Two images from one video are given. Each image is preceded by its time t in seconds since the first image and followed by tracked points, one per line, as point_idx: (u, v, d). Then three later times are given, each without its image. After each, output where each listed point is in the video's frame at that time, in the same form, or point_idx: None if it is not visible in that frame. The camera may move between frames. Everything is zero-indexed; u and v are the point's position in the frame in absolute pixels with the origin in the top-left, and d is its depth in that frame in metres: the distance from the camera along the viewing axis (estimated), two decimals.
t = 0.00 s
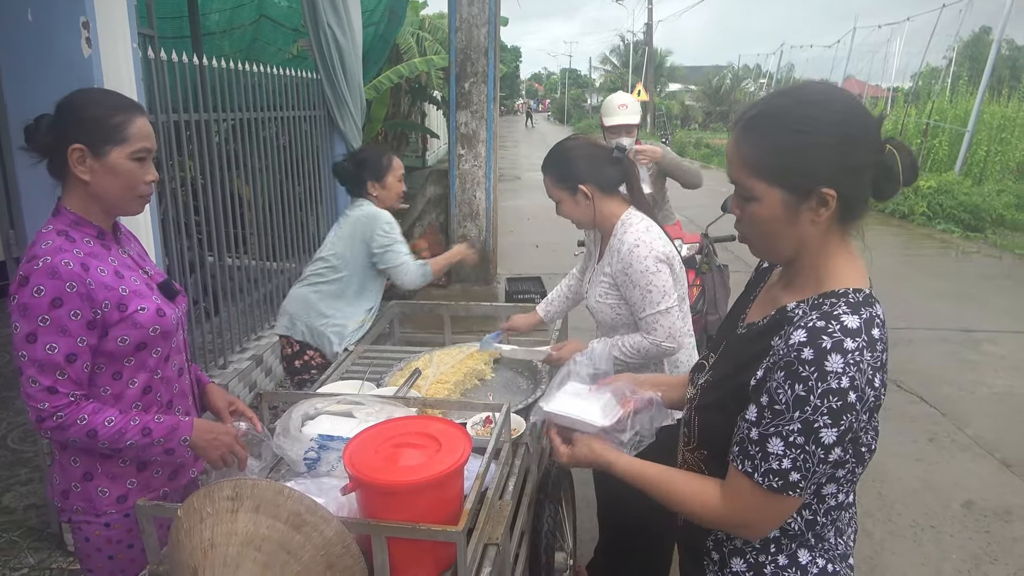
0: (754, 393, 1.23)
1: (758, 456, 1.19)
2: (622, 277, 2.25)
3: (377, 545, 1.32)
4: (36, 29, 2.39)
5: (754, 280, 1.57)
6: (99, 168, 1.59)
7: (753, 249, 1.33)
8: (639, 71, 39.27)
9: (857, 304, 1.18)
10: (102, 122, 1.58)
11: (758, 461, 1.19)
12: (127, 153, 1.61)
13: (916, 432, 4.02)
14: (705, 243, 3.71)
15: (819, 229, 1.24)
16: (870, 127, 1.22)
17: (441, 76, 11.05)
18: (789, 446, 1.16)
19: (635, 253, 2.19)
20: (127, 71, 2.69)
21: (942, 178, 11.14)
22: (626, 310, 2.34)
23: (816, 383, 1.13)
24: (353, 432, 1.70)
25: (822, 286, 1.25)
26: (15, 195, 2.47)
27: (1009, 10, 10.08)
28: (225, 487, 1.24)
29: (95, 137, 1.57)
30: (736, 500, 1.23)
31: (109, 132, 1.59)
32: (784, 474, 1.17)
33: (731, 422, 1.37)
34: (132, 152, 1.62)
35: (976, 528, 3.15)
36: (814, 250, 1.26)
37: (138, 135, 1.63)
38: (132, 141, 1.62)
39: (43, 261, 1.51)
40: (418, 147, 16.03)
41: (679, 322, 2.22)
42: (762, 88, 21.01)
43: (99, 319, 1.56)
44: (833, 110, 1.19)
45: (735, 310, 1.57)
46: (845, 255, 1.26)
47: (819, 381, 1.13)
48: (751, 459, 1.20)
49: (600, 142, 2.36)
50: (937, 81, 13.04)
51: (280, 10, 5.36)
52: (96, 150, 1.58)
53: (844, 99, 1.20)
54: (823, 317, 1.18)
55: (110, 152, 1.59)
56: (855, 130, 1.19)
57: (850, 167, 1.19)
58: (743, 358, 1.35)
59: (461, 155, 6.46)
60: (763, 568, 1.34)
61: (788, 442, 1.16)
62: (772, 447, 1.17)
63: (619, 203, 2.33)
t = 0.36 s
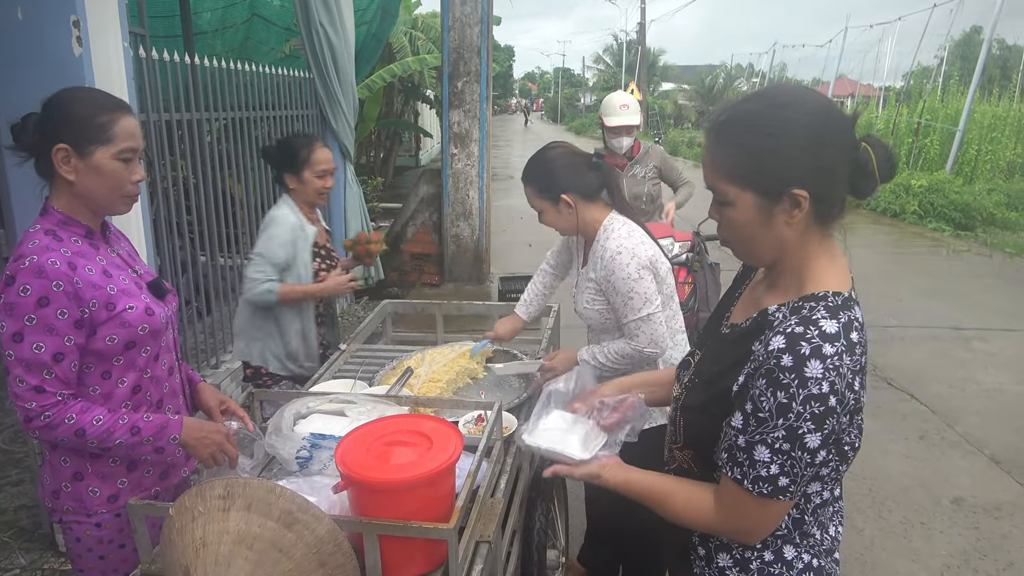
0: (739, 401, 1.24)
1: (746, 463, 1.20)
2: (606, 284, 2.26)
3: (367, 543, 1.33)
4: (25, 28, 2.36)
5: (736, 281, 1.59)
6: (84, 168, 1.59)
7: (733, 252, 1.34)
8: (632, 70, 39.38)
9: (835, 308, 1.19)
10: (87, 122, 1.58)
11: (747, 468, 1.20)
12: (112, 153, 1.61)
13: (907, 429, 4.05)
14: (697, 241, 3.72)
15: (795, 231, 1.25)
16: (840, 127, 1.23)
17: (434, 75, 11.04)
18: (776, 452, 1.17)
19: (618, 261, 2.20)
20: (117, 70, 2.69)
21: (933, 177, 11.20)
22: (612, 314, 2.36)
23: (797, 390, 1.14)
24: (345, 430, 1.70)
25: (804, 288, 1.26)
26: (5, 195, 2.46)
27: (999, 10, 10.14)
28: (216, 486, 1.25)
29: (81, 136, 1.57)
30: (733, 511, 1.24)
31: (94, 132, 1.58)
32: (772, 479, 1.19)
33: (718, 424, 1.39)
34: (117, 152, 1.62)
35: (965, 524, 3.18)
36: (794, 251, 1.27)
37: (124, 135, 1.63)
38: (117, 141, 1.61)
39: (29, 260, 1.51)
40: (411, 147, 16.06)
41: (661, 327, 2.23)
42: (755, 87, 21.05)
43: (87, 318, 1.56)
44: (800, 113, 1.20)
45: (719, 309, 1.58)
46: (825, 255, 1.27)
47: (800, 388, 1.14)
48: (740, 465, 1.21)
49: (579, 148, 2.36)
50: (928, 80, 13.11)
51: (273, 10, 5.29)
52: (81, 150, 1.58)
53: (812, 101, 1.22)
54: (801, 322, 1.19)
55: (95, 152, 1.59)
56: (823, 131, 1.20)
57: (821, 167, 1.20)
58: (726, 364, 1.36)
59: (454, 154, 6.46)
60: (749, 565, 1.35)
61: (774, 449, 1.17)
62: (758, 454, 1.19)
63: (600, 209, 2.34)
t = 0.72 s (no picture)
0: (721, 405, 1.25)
1: (726, 468, 1.21)
2: (605, 285, 2.28)
3: (364, 543, 1.33)
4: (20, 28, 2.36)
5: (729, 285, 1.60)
6: (80, 167, 1.59)
7: (717, 253, 1.36)
8: (628, 71, 39.44)
9: (817, 313, 1.19)
10: (82, 122, 1.58)
11: (727, 472, 1.21)
12: (108, 153, 1.61)
13: (902, 428, 4.06)
14: (693, 241, 3.73)
15: (775, 232, 1.26)
16: (817, 129, 1.24)
17: (429, 75, 11.04)
18: (755, 458, 1.18)
19: (620, 263, 2.22)
20: (112, 70, 2.68)
21: (927, 176, 11.25)
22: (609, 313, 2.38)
23: (776, 395, 1.14)
24: (342, 431, 1.71)
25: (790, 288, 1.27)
26: None
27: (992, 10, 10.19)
28: (213, 487, 1.25)
29: (74, 136, 1.57)
30: (716, 511, 1.26)
31: (89, 132, 1.58)
32: (752, 484, 1.19)
33: (702, 425, 1.39)
34: (113, 152, 1.62)
35: (959, 522, 3.20)
36: (775, 252, 1.28)
37: (119, 135, 1.63)
38: (112, 141, 1.61)
39: (22, 262, 1.50)
40: (406, 147, 16.05)
41: (659, 324, 2.27)
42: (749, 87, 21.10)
43: (80, 320, 1.56)
44: (774, 115, 1.21)
45: (712, 309, 1.59)
46: (808, 256, 1.28)
47: (779, 394, 1.14)
48: (720, 470, 1.22)
49: (563, 152, 2.36)
50: (922, 81, 13.16)
51: (268, 10, 5.28)
52: (76, 149, 1.58)
53: (788, 103, 1.23)
54: (781, 327, 1.19)
55: (90, 152, 1.59)
56: (798, 134, 1.22)
57: (797, 170, 1.22)
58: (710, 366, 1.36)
59: (449, 154, 6.46)
60: (730, 566, 1.36)
61: (753, 454, 1.18)
62: (738, 460, 1.19)
63: (589, 211, 2.33)
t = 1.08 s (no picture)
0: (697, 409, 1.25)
1: (699, 473, 1.21)
2: (606, 281, 2.28)
3: (360, 545, 1.32)
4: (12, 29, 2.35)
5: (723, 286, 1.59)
6: (74, 168, 1.58)
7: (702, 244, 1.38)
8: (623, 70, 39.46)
9: (793, 318, 1.19)
10: (74, 123, 1.57)
11: (700, 478, 1.22)
12: (102, 153, 1.60)
13: (897, 426, 4.07)
14: (688, 239, 3.74)
15: (753, 227, 1.27)
16: (814, 130, 1.23)
17: (424, 75, 11.02)
18: (726, 463, 1.18)
19: (622, 261, 2.22)
20: (105, 71, 2.67)
21: (922, 174, 11.28)
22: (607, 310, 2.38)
23: (746, 400, 1.15)
24: (337, 432, 1.71)
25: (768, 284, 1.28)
26: None
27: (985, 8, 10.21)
28: (208, 488, 1.24)
29: (67, 136, 1.56)
30: (690, 519, 1.26)
31: (81, 132, 1.57)
32: (724, 491, 1.19)
33: (681, 428, 1.39)
34: (107, 151, 1.61)
35: (955, 520, 3.21)
36: (752, 248, 1.29)
37: (112, 134, 1.62)
38: (105, 141, 1.60)
39: (22, 264, 1.50)
40: (401, 147, 16.04)
41: (657, 322, 2.30)
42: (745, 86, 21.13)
43: (82, 320, 1.55)
44: (764, 108, 1.21)
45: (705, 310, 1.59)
46: (787, 258, 1.28)
47: (749, 399, 1.14)
48: (694, 475, 1.23)
49: (562, 150, 2.34)
50: (916, 79, 13.19)
51: (262, 11, 5.27)
52: (70, 149, 1.57)
53: (784, 100, 1.22)
54: (755, 331, 1.19)
55: (84, 152, 1.58)
56: (790, 130, 1.21)
57: (779, 165, 1.21)
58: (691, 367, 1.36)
59: (445, 154, 6.45)
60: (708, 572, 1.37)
61: (724, 460, 1.18)
62: (710, 465, 1.19)
63: (587, 208, 2.31)
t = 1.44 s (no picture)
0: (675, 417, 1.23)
1: (678, 483, 1.19)
2: (607, 273, 2.28)
3: (359, 546, 1.32)
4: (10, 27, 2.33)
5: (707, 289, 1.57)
6: (72, 167, 1.57)
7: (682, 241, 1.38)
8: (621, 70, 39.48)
9: (770, 321, 1.18)
10: (71, 120, 1.56)
11: (678, 488, 1.19)
12: (99, 150, 1.59)
13: (896, 425, 4.08)
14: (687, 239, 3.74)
15: (728, 227, 1.27)
16: (797, 135, 1.23)
17: (422, 75, 11.01)
18: (704, 472, 1.15)
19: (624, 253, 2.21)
20: (102, 69, 2.65)
21: (920, 174, 11.30)
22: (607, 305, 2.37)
23: (721, 405, 1.13)
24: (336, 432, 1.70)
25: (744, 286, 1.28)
26: None
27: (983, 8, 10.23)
28: (205, 488, 1.23)
29: (64, 134, 1.55)
30: (670, 533, 1.24)
31: (78, 130, 1.56)
32: (703, 501, 1.16)
33: (661, 435, 1.37)
34: (105, 148, 1.60)
35: (954, 519, 3.21)
36: (728, 246, 1.29)
37: (110, 131, 1.61)
38: (104, 139, 1.60)
39: (30, 262, 1.48)
40: (399, 147, 16.03)
41: (655, 322, 2.25)
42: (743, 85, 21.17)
43: (90, 317, 1.55)
44: (749, 106, 1.20)
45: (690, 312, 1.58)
46: (765, 260, 1.28)
47: (724, 404, 1.12)
48: (673, 486, 1.20)
49: (581, 139, 2.39)
50: (914, 79, 13.21)
51: (260, 9, 5.25)
52: (68, 149, 1.56)
53: (770, 101, 1.22)
54: (731, 334, 1.17)
55: (82, 150, 1.57)
56: (772, 133, 1.20)
57: (755, 165, 1.21)
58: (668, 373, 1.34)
59: (443, 154, 6.43)
60: None
61: (701, 468, 1.15)
62: (688, 474, 1.17)
63: (598, 198, 2.36)
